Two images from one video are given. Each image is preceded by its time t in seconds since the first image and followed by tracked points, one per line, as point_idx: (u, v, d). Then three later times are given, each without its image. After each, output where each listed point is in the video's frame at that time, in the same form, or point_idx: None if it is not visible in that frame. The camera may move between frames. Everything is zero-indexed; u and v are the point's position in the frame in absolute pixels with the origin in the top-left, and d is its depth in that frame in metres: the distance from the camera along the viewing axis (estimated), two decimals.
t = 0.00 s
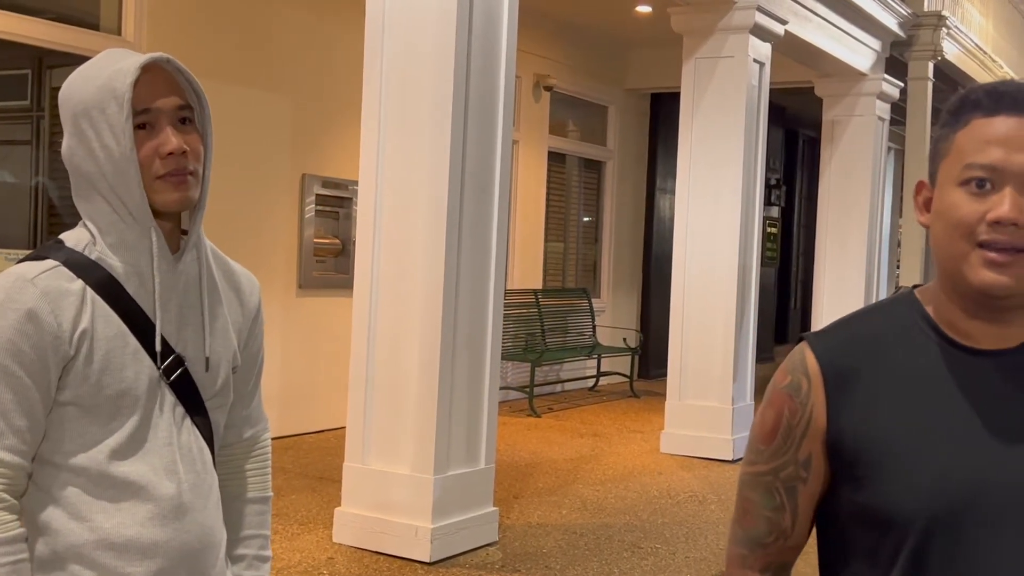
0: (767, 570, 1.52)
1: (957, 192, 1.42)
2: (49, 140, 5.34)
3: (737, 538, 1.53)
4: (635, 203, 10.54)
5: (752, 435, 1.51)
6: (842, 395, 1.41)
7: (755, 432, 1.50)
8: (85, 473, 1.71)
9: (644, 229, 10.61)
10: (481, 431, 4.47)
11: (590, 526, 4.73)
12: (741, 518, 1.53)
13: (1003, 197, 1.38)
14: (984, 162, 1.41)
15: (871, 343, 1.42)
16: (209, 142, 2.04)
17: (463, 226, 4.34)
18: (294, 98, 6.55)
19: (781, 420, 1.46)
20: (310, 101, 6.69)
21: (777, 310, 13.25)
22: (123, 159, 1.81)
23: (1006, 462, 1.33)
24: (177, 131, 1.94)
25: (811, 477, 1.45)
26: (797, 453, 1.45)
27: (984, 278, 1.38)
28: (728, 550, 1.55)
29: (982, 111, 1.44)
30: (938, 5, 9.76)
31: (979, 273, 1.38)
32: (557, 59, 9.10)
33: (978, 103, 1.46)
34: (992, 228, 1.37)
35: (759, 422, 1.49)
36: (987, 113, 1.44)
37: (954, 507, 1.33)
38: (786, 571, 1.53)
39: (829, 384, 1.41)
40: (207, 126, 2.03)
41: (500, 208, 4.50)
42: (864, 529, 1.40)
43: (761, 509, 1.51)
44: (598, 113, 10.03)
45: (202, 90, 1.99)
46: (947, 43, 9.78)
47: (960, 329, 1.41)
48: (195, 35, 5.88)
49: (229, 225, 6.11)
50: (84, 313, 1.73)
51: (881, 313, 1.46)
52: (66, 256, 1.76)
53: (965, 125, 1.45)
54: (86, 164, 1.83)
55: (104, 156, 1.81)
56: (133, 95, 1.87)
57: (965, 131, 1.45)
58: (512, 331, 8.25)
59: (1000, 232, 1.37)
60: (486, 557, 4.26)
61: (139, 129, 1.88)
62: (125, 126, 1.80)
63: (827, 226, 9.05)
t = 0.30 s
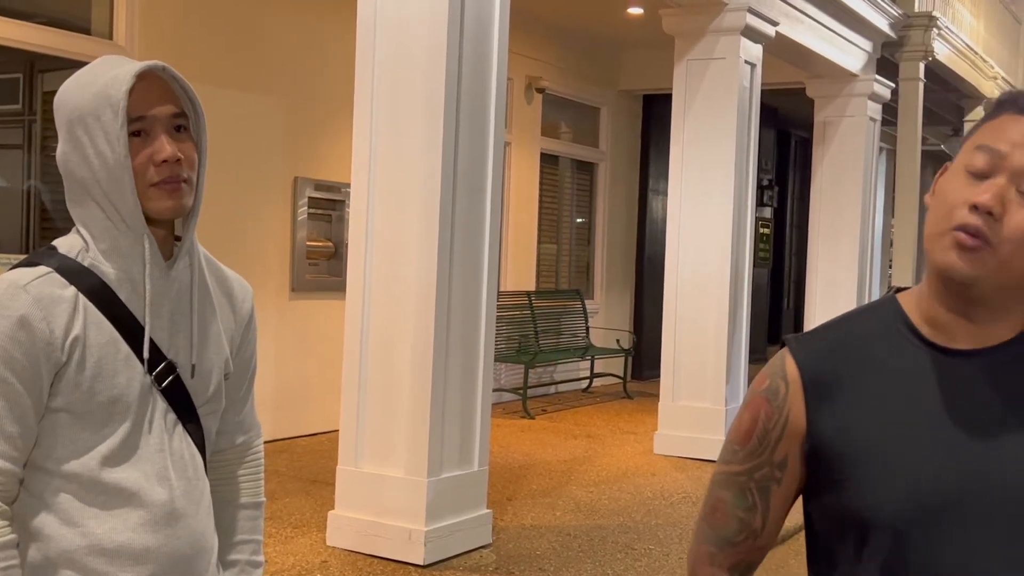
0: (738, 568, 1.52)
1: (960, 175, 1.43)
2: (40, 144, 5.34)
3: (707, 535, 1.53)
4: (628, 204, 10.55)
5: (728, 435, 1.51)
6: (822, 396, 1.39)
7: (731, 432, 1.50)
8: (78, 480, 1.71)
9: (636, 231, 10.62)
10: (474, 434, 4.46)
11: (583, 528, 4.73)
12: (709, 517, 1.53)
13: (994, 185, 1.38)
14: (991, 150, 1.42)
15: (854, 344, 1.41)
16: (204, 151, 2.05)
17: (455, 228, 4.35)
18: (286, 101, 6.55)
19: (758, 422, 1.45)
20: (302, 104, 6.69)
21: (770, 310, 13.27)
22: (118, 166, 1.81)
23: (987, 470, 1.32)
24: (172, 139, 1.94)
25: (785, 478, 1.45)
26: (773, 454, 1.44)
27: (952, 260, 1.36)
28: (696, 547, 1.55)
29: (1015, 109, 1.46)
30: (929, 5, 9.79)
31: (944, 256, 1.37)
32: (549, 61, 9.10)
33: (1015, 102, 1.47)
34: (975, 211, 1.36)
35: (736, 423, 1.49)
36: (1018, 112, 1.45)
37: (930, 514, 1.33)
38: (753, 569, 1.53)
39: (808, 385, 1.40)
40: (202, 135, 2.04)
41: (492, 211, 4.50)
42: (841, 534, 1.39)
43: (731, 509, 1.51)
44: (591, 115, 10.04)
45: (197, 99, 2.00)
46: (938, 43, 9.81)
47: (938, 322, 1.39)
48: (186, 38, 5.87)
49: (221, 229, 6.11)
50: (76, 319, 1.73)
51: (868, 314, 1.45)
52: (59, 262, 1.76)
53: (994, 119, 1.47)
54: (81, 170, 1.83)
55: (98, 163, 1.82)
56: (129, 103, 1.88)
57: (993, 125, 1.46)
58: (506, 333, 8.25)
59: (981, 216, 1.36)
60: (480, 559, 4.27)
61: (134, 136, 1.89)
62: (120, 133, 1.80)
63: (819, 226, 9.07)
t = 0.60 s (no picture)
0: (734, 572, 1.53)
1: (948, 189, 1.46)
2: (30, 147, 5.33)
3: (702, 540, 1.54)
4: (620, 204, 10.56)
5: (722, 435, 1.52)
6: (820, 393, 1.43)
7: (724, 432, 1.52)
8: (62, 480, 1.71)
9: (627, 231, 10.62)
10: (465, 435, 4.47)
11: (574, 527, 4.74)
12: (706, 521, 1.53)
13: (992, 199, 1.43)
14: (977, 160, 1.45)
15: (852, 343, 1.45)
16: (190, 152, 2.05)
17: (445, 229, 4.35)
18: (275, 102, 6.55)
19: (755, 418, 1.47)
20: (291, 106, 6.69)
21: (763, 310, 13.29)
22: (102, 167, 1.81)
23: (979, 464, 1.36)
24: (157, 140, 1.94)
25: (783, 476, 1.48)
26: (770, 451, 1.47)
27: (961, 279, 1.42)
28: (691, 553, 1.55)
29: (987, 112, 1.48)
30: (918, 5, 9.81)
31: (956, 274, 1.42)
32: (539, 62, 9.11)
33: (984, 102, 1.48)
34: (974, 229, 1.42)
35: (731, 422, 1.51)
36: (992, 115, 1.47)
37: (924, 507, 1.36)
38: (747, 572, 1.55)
39: (806, 382, 1.44)
40: (187, 136, 2.04)
41: (481, 211, 4.51)
42: (835, 528, 1.43)
43: (728, 512, 1.52)
44: (581, 115, 10.05)
45: (183, 100, 2.01)
46: (927, 43, 9.83)
47: (941, 330, 1.44)
48: (176, 41, 5.87)
49: (211, 231, 6.10)
50: (60, 321, 1.73)
51: (861, 313, 1.49)
52: (43, 263, 1.76)
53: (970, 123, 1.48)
54: (66, 171, 1.83)
55: (83, 164, 1.82)
56: (114, 104, 1.87)
57: (968, 129, 1.48)
58: (497, 334, 8.25)
59: (981, 233, 1.41)
60: (471, 560, 4.27)
61: (120, 138, 1.88)
62: (104, 134, 1.80)
63: (809, 226, 9.09)
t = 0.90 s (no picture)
0: None
1: (921, 181, 1.47)
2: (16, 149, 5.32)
3: (702, 557, 1.50)
4: (609, 204, 10.58)
5: (707, 443, 1.50)
6: (798, 390, 1.43)
7: (711, 440, 1.49)
8: (41, 482, 1.71)
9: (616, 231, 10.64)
10: (453, 435, 4.47)
11: (563, 527, 4.74)
12: (703, 537, 1.50)
13: (960, 193, 1.43)
14: (950, 157, 1.45)
15: (829, 340, 1.45)
16: (170, 154, 2.05)
17: (432, 229, 4.35)
18: (261, 104, 6.55)
19: (740, 421, 1.45)
20: (278, 107, 6.69)
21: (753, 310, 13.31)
22: (81, 167, 1.81)
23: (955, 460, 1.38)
24: (136, 140, 1.94)
25: (775, 479, 1.45)
26: (759, 454, 1.44)
27: (925, 269, 1.42)
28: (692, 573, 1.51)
29: (967, 109, 1.48)
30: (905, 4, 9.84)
31: (919, 263, 1.43)
32: (527, 62, 9.12)
33: (965, 100, 1.49)
34: (941, 221, 1.42)
35: (715, 428, 1.49)
36: (970, 112, 1.47)
37: (899, 502, 1.38)
38: None
39: (784, 379, 1.43)
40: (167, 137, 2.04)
41: (469, 211, 4.51)
42: (813, 524, 1.43)
43: (725, 525, 1.48)
44: (570, 115, 10.06)
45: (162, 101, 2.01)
46: (914, 41, 9.86)
47: (910, 323, 1.44)
48: (162, 43, 5.87)
49: (198, 233, 6.10)
50: (38, 321, 1.73)
51: (838, 309, 1.49)
52: (21, 264, 1.76)
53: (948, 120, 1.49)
54: (45, 171, 1.83)
55: (62, 164, 1.82)
56: (93, 105, 1.88)
57: (949, 126, 1.48)
58: (486, 335, 8.26)
59: (947, 226, 1.41)
60: (459, 560, 4.26)
61: (99, 137, 1.88)
62: (83, 134, 1.81)
63: (798, 225, 9.11)
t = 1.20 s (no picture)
0: None
1: (894, 187, 1.47)
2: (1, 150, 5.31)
3: (677, 551, 1.52)
4: (597, 204, 10.59)
5: (685, 440, 1.52)
6: (775, 392, 1.44)
7: (689, 437, 1.51)
8: (23, 486, 1.71)
9: (605, 231, 10.66)
10: (440, 435, 4.47)
11: (550, 527, 4.75)
12: (678, 532, 1.52)
13: (935, 194, 1.43)
14: (920, 160, 1.46)
15: (807, 342, 1.45)
16: (150, 156, 2.05)
17: (418, 230, 4.35)
18: (247, 105, 6.55)
19: (716, 419, 1.47)
20: (264, 108, 6.69)
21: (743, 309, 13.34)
22: (61, 171, 1.81)
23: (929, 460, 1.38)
24: (117, 144, 1.94)
25: (750, 477, 1.47)
26: (733, 453, 1.46)
27: (907, 272, 1.42)
28: (667, 566, 1.54)
29: (930, 110, 1.49)
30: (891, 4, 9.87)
31: (903, 268, 1.42)
32: (515, 63, 9.12)
33: (928, 101, 1.49)
34: (920, 223, 1.42)
35: (693, 426, 1.51)
36: (934, 113, 1.48)
37: (874, 503, 1.38)
38: None
39: (760, 380, 1.44)
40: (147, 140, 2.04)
41: (455, 211, 4.51)
42: (789, 525, 1.43)
43: (699, 520, 1.51)
44: (558, 115, 10.07)
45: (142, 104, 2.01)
46: (900, 41, 9.89)
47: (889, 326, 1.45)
48: (148, 44, 5.86)
49: (184, 235, 6.09)
50: (19, 325, 1.73)
51: (815, 311, 1.49)
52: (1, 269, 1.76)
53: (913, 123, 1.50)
54: (24, 175, 1.83)
55: (42, 169, 1.82)
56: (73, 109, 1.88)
57: (914, 129, 1.49)
58: (474, 335, 8.26)
59: (927, 227, 1.41)
60: (447, 561, 4.27)
61: (79, 141, 1.88)
62: (63, 138, 1.81)
63: (785, 225, 9.13)
